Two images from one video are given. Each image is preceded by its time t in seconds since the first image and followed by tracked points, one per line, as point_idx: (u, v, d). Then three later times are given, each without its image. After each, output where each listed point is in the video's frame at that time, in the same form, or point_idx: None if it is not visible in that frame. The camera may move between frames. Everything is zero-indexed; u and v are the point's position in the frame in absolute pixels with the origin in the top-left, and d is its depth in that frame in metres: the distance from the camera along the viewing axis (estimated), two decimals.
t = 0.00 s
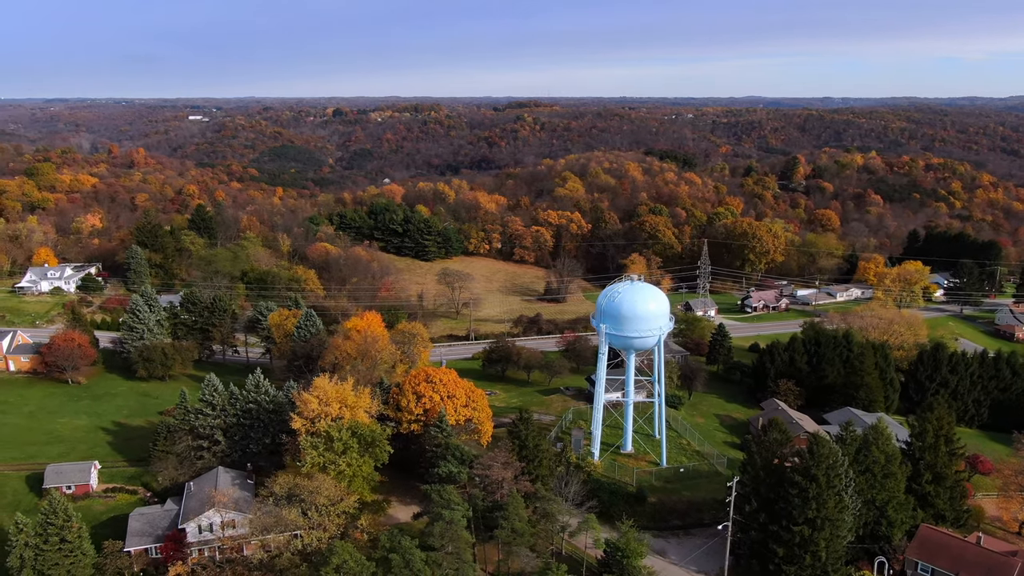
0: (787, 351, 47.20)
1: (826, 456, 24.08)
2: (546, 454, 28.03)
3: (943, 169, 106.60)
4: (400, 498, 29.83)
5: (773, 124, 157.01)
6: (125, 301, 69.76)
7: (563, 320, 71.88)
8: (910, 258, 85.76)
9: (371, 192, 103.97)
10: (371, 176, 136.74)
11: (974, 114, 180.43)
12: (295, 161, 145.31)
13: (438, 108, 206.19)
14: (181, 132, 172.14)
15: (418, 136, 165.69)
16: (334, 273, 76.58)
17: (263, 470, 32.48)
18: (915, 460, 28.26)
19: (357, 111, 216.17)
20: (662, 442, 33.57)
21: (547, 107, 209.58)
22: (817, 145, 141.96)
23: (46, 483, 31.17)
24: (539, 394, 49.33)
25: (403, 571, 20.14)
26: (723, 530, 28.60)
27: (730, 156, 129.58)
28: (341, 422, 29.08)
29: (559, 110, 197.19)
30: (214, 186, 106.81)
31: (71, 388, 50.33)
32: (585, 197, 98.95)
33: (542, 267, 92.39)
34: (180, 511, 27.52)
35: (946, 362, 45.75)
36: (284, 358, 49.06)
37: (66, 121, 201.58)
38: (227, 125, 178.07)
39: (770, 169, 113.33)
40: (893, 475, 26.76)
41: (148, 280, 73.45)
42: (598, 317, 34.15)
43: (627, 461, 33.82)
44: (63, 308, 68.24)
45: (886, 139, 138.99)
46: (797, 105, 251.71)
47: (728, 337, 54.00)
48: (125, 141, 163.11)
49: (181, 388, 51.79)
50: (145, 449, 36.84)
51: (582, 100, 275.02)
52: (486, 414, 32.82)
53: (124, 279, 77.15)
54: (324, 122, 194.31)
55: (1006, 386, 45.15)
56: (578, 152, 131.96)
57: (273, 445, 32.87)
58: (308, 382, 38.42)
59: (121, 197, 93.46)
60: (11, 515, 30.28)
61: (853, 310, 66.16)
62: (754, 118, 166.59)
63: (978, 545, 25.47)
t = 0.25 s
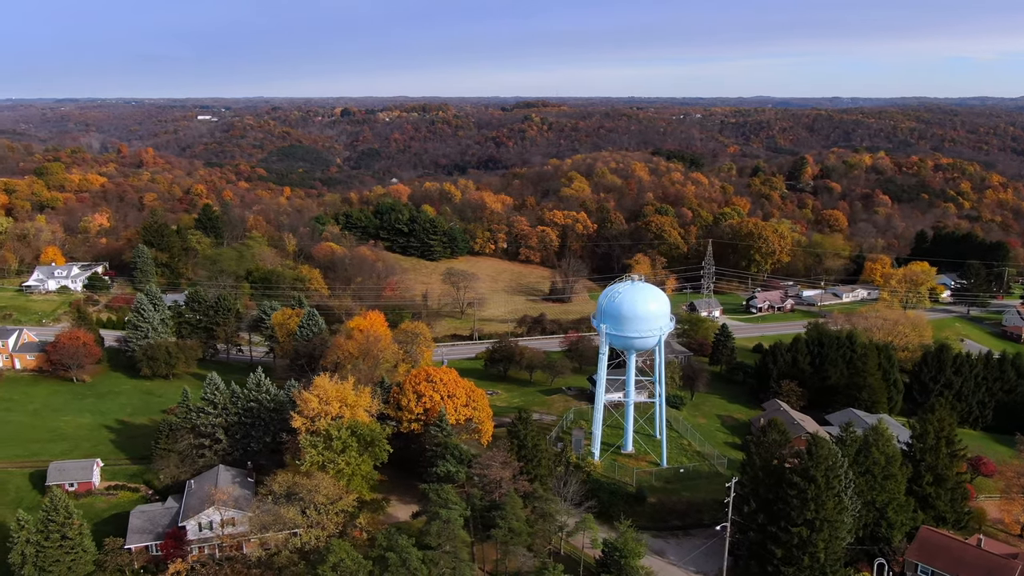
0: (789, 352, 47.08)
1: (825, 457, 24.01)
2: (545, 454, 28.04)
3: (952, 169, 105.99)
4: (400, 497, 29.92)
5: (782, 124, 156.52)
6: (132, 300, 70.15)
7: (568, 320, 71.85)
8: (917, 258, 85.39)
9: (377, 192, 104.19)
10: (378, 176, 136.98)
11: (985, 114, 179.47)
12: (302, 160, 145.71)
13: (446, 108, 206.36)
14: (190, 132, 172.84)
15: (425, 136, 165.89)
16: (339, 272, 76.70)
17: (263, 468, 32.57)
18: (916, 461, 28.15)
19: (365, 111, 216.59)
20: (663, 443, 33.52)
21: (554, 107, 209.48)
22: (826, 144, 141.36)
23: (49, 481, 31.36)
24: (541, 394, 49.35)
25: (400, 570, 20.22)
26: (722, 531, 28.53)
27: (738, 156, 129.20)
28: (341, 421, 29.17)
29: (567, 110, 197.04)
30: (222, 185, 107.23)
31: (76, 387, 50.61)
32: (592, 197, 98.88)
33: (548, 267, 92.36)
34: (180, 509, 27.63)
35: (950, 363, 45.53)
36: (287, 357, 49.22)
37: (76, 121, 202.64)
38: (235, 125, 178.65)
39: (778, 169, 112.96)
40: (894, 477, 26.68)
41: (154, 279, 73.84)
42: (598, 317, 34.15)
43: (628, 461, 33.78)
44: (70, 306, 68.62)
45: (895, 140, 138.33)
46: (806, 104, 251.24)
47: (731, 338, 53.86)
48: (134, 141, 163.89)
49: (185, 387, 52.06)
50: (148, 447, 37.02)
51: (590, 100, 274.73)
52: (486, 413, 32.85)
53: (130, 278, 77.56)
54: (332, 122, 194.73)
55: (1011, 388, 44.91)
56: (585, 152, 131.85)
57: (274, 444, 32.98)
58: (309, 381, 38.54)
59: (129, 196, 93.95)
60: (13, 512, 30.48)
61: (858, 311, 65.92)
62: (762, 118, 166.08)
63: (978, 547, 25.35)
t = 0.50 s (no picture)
0: (792, 353, 46.97)
1: (824, 458, 23.95)
2: (543, 454, 28.06)
3: (961, 170, 105.38)
4: (400, 496, 30.00)
5: (791, 124, 156.06)
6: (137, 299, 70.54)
7: (572, 320, 71.82)
8: (924, 259, 85.09)
9: (384, 192, 104.42)
10: (386, 176, 137.23)
11: (996, 115, 178.62)
12: (310, 160, 146.12)
13: (454, 108, 206.58)
14: (199, 132, 173.52)
15: (433, 136, 166.13)
16: (345, 272, 76.86)
17: (264, 467, 32.71)
18: (916, 463, 28.04)
19: (373, 111, 216.97)
20: (663, 443, 33.46)
21: (562, 107, 209.33)
22: (835, 145, 140.87)
23: (51, 478, 31.55)
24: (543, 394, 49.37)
25: (396, 568, 20.30)
26: (721, 532, 28.47)
27: (746, 157, 128.86)
28: (341, 420, 29.26)
29: (575, 110, 196.90)
30: (230, 185, 107.66)
31: (80, 385, 50.89)
32: (598, 197, 98.85)
33: (553, 267, 92.32)
34: (181, 507, 27.77)
35: (954, 365, 45.13)
36: (289, 355, 49.41)
37: (86, 121, 203.70)
38: (243, 125, 179.24)
39: (786, 169, 112.67)
40: (894, 478, 26.59)
41: (160, 278, 74.17)
42: (598, 317, 34.15)
43: (628, 461, 33.74)
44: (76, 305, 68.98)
45: (905, 140, 137.74)
46: (815, 105, 250.39)
47: (735, 338, 53.73)
48: (143, 141, 164.72)
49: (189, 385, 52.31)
50: (150, 445, 37.20)
51: (598, 100, 274.58)
52: (486, 413, 32.89)
53: (137, 277, 77.95)
54: (340, 122, 195.18)
55: (1016, 390, 44.62)
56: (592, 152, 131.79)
57: (275, 443, 33.14)
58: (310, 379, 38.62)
59: (138, 196, 94.43)
60: (16, 509, 30.69)
61: (863, 312, 65.67)
62: (771, 118, 165.53)
63: (978, 549, 25.23)
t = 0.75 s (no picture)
0: (795, 354, 46.86)
1: (823, 459, 23.88)
2: (542, 454, 28.13)
3: (971, 170, 104.68)
4: (399, 495, 30.05)
5: (800, 125, 155.47)
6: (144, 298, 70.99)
7: (576, 321, 71.78)
8: (932, 260, 84.63)
9: (390, 192, 104.63)
10: (394, 176, 137.52)
11: (1008, 115, 177.48)
12: (318, 160, 146.62)
13: (462, 108, 206.72)
14: (208, 131, 174.40)
15: (441, 136, 166.37)
16: (350, 271, 77.05)
17: (265, 466, 32.62)
18: (917, 465, 27.91)
19: (382, 111, 217.43)
20: (663, 443, 33.39)
21: (571, 107, 209.09)
22: (844, 145, 140.26)
23: (54, 475, 31.79)
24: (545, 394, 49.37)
25: (393, 567, 20.38)
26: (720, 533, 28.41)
27: (754, 157, 128.49)
28: (341, 419, 29.34)
29: (583, 110, 196.79)
30: (238, 185, 108.16)
31: (85, 383, 51.27)
32: (604, 197, 98.78)
33: (559, 267, 92.28)
34: (182, 504, 27.89)
35: (958, 367, 44.87)
36: (292, 354, 49.57)
37: (97, 121, 205.04)
38: (252, 125, 179.99)
39: (794, 169, 112.35)
40: (894, 480, 26.52)
41: (166, 277, 74.57)
42: (599, 317, 34.14)
43: (628, 462, 33.70)
44: (82, 304, 69.46)
45: (915, 140, 137.01)
46: (826, 105, 249.41)
47: (738, 339, 53.58)
48: (153, 141, 165.66)
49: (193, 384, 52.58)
50: (153, 443, 37.41)
51: (607, 100, 274.30)
52: (486, 412, 32.94)
53: (143, 276, 78.43)
54: (349, 122, 195.70)
55: (1021, 392, 44.36)
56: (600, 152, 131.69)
57: (276, 441, 33.19)
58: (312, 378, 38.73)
59: (146, 195, 95.02)
60: (19, 505, 30.97)
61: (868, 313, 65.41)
62: (779, 119, 164.93)
63: (979, 552, 25.03)
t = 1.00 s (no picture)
0: (798, 355, 46.73)
1: (822, 460, 23.81)
2: (541, 454, 28.16)
3: (981, 171, 103.98)
4: (399, 494, 30.10)
5: (809, 124, 154.80)
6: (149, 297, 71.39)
7: (580, 321, 71.75)
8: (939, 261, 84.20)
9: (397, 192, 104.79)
10: (401, 175, 137.72)
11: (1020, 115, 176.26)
12: (326, 160, 147.03)
13: (470, 108, 206.71)
14: (217, 131, 175.08)
15: (448, 136, 166.47)
16: (355, 271, 77.23)
17: (267, 464, 32.44)
18: (918, 467, 27.75)
19: (390, 111, 217.72)
20: (664, 444, 33.34)
21: (578, 107, 208.85)
22: (853, 145, 139.62)
23: (57, 473, 31.98)
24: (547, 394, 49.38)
25: (390, 566, 20.42)
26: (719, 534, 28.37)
27: (762, 157, 128.05)
28: (341, 418, 29.43)
29: (591, 110, 196.54)
30: (246, 184, 108.58)
31: (90, 381, 51.58)
32: (610, 197, 98.70)
33: (565, 267, 92.22)
34: (183, 502, 28.03)
35: (963, 368, 44.60)
36: (295, 353, 49.75)
37: (108, 121, 206.12)
38: (261, 125, 180.57)
39: (802, 170, 111.94)
40: (894, 482, 26.43)
41: (172, 276, 74.91)
42: (600, 317, 34.13)
43: (629, 462, 33.65)
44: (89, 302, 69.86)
45: (925, 140, 136.24)
46: (835, 105, 248.40)
47: (742, 340, 53.44)
48: (162, 141, 166.41)
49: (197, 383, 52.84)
50: (155, 441, 37.63)
51: (615, 100, 273.93)
52: (487, 412, 33.00)
53: (150, 275, 78.83)
54: (357, 122, 196.04)
55: None
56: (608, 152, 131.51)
57: (277, 440, 33.38)
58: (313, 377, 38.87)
59: (155, 195, 95.50)
60: (22, 502, 31.19)
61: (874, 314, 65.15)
62: (788, 119, 164.32)
63: (980, 554, 24.82)
